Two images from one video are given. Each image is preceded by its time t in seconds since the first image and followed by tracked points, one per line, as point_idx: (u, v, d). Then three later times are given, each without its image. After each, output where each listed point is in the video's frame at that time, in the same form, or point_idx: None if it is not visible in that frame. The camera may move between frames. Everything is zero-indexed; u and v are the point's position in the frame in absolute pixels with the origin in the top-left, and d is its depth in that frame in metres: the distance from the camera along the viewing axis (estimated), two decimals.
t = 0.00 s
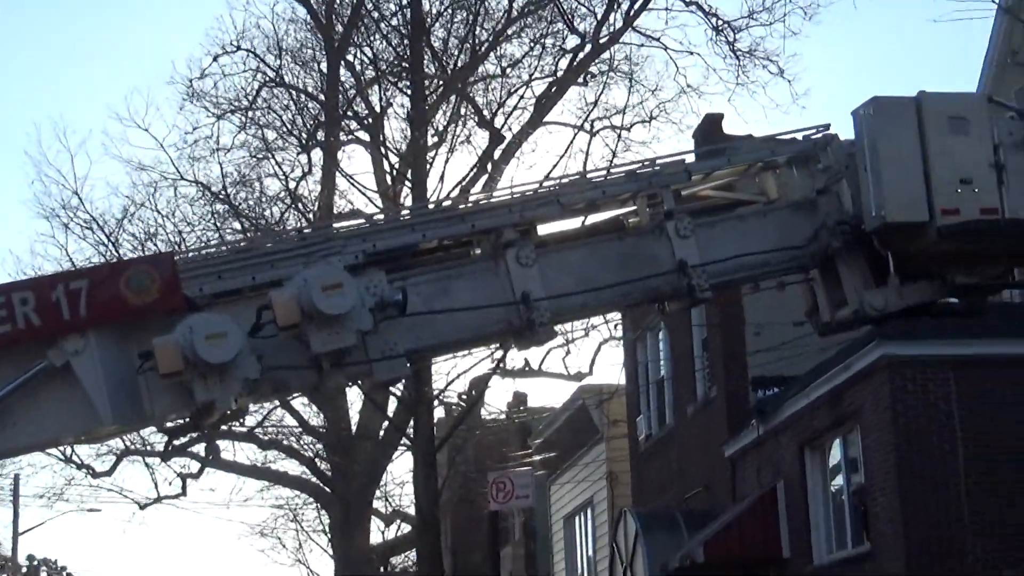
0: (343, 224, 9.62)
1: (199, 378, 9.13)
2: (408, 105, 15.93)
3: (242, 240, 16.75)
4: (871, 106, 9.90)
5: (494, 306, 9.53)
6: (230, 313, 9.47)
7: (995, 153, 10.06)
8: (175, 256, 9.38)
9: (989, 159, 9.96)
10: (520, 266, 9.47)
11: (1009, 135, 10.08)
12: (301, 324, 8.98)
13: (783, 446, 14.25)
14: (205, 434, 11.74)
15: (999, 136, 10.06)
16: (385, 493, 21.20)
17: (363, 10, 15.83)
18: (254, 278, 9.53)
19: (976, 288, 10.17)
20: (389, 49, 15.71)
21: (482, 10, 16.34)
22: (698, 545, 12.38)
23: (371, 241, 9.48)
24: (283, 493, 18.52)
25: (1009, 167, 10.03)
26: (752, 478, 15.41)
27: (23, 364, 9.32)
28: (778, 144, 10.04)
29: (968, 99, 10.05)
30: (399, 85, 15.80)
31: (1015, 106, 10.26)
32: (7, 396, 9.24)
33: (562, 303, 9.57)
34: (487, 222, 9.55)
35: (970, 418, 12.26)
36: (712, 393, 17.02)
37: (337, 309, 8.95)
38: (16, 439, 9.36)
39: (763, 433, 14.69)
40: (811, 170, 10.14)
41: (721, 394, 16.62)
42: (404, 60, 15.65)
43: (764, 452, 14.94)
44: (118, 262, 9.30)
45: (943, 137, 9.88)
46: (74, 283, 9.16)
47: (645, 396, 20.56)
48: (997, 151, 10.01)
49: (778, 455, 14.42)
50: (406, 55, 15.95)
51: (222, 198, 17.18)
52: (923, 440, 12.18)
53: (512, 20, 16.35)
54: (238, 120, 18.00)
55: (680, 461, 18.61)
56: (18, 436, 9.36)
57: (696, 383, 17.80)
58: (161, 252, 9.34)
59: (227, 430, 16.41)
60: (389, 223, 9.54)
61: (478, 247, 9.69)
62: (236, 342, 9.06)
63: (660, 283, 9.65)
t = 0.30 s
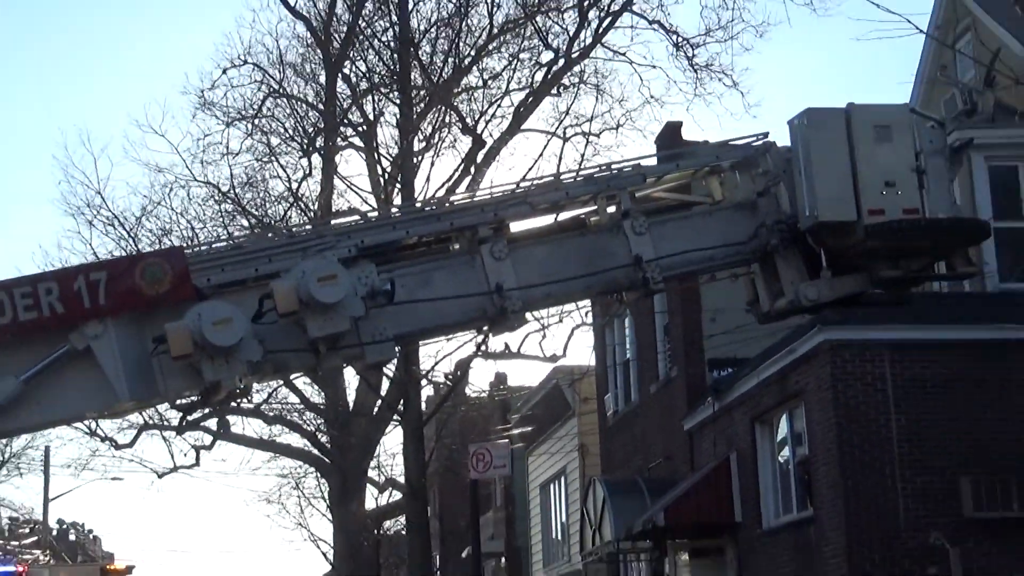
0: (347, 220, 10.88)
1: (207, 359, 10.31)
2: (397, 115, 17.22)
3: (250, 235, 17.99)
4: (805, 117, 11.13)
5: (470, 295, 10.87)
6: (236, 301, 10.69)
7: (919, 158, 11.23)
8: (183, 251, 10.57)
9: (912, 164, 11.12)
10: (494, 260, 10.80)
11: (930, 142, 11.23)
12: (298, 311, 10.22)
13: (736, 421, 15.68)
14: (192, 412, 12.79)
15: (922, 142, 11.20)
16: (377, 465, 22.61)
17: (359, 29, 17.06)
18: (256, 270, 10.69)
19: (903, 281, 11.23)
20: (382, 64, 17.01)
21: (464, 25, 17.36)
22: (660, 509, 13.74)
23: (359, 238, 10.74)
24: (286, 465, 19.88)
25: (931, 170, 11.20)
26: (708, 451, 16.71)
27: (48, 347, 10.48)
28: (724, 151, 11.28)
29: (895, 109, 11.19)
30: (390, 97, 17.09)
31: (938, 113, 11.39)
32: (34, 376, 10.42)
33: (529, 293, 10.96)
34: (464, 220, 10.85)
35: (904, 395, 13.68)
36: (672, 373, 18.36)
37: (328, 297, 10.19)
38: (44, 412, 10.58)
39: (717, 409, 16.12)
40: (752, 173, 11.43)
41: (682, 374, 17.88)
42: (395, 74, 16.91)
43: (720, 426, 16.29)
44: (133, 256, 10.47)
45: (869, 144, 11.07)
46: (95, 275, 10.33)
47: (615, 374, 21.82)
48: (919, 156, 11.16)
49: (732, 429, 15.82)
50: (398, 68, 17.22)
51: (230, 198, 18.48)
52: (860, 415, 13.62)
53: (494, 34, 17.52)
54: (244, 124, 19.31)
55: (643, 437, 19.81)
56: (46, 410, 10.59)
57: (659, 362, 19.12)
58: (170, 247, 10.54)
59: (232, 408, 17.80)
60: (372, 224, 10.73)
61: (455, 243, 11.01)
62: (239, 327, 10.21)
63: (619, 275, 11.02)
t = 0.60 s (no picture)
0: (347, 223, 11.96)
1: (227, 350, 11.05)
2: (398, 131, 18.87)
3: (265, 241, 19.49)
4: (754, 134, 12.32)
5: (459, 293, 11.97)
6: (253, 297, 11.38)
7: (854, 171, 12.41)
8: (205, 252, 11.18)
9: (848, 177, 12.30)
10: (481, 260, 11.96)
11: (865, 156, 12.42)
12: (308, 306, 11.17)
13: (699, 404, 17.46)
14: (212, 407, 14.27)
15: (858, 157, 12.41)
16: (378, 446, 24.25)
17: (364, 54, 18.60)
18: (271, 270, 11.39)
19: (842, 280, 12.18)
20: (384, 87, 18.65)
21: (458, 50, 18.88)
22: (634, 482, 15.48)
23: (361, 241, 11.69)
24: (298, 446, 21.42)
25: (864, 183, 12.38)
26: (676, 431, 18.41)
27: (82, 340, 10.98)
28: (682, 164, 12.54)
29: (833, 128, 12.36)
30: (391, 115, 18.73)
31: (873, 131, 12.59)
32: (72, 365, 10.90)
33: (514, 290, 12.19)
34: (455, 225, 11.98)
35: (849, 380, 15.37)
36: (644, 361, 19.99)
37: (336, 294, 11.19)
38: (80, 402, 11.03)
39: (684, 394, 17.85)
40: (706, 185, 12.68)
41: (651, 361, 19.57)
42: (395, 95, 18.53)
43: (687, 408, 17.94)
44: (161, 256, 11.06)
45: (810, 158, 12.25)
46: (126, 274, 10.87)
47: (592, 363, 23.46)
48: (856, 170, 12.36)
49: (698, 412, 17.53)
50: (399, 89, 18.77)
51: (249, 206, 20.04)
52: (810, 399, 15.28)
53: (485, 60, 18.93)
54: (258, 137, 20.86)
55: (619, 417, 21.34)
56: (81, 400, 11.04)
57: (632, 350, 20.74)
58: (194, 248, 11.12)
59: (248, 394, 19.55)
60: (375, 227, 11.74)
61: (444, 246, 12.14)
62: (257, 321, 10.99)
63: (591, 274, 12.31)
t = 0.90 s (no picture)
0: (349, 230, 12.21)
1: (248, 342, 11.36)
2: (402, 145, 20.58)
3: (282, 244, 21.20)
4: (714, 148, 12.17)
5: (455, 293, 12.09)
6: (270, 295, 11.59)
7: (805, 184, 12.27)
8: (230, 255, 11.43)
9: (800, 188, 12.11)
10: (474, 263, 12.05)
11: (815, 170, 12.36)
12: (323, 304, 11.49)
13: (672, 392, 19.34)
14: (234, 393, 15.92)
15: (810, 169, 12.34)
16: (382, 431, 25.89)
17: (371, 76, 20.33)
18: (288, 270, 11.61)
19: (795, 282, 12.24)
20: (388, 105, 20.38)
21: (456, 73, 20.59)
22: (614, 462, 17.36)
23: (364, 246, 11.87)
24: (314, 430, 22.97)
25: (815, 195, 12.23)
26: (652, 416, 20.25)
27: (117, 333, 11.23)
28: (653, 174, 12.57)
29: (787, 141, 12.19)
30: (395, 132, 20.45)
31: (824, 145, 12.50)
32: (109, 357, 11.15)
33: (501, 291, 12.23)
34: (449, 231, 12.01)
35: (807, 370, 17.09)
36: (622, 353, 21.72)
37: (346, 294, 11.47)
38: (113, 391, 11.29)
39: (659, 381, 19.73)
40: (671, 196, 12.65)
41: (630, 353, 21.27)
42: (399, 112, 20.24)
43: (661, 395, 19.83)
44: (189, 258, 11.31)
45: (766, 169, 12.09)
46: (157, 274, 11.10)
47: (577, 353, 25.14)
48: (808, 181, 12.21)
49: (671, 398, 19.43)
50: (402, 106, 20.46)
51: (268, 213, 21.78)
52: (772, 386, 17.01)
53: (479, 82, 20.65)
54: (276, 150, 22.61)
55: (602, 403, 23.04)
56: (115, 389, 11.31)
57: (612, 342, 22.47)
58: (220, 251, 11.38)
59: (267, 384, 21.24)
60: (378, 233, 11.94)
61: (438, 250, 12.26)
62: (276, 317, 11.28)
63: (571, 276, 12.36)
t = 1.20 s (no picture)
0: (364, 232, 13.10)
1: (271, 337, 12.08)
2: (414, 155, 21.92)
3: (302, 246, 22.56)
4: (699, 159, 13.13)
5: (463, 290, 12.99)
6: (291, 293, 12.44)
7: (783, 192, 13.22)
8: (253, 255, 12.15)
9: (779, 196, 13.07)
10: (479, 265, 12.98)
11: (792, 180, 13.29)
12: (340, 301, 12.28)
13: (664, 384, 20.75)
14: (256, 382, 17.26)
15: (787, 180, 13.26)
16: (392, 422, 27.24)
17: (384, 91, 21.71)
18: (309, 269, 12.45)
19: (774, 283, 13.07)
20: (400, 117, 21.73)
21: (464, 88, 21.96)
22: (610, 449, 18.73)
23: (377, 249, 12.72)
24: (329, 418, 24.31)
25: (792, 203, 13.19)
26: (646, 406, 21.63)
27: (150, 328, 11.83)
28: (641, 183, 13.40)
29: (766, 153, 13.15)
30: (407, 142, 21.80)
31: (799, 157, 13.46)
32: (143, 350, 11.73)
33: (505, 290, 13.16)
34: (456, 234, 12.89)
35: (790, 364, 18.28)
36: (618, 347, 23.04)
37: (362, 292, 12.30)
38: (144, 382, 11.86)
39: (652, 373, 21.16)
40: (660, 203, 13.53)
41: (625, 347, 22.59)
42: (411, 124, 21.59)
43: (654, 387, 21.28)
44: (216, 259, 11.98)
45: (746, 179, 13.02)
46: (187, 273, 11.75)
47: (576, 347, 26.48)
48: (784, 190, 13.16)
49: (662, 390, 20.86)
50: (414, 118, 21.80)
51: (289, 217, 23.17)
52: (758, 379, 18.20)
53: (485, 97, 22.00)
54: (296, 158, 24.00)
55: (600, 393, 24.30)
56: (145, 379, 11.87)
57: (608, 337, 23.81)
58: (244, 252, 12.09)
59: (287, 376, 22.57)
60: (389, 236, 12.78)
61: (445, 251, 13.13)
62: (295, 313, 11.98)
63: (568, 277, 13.27)
